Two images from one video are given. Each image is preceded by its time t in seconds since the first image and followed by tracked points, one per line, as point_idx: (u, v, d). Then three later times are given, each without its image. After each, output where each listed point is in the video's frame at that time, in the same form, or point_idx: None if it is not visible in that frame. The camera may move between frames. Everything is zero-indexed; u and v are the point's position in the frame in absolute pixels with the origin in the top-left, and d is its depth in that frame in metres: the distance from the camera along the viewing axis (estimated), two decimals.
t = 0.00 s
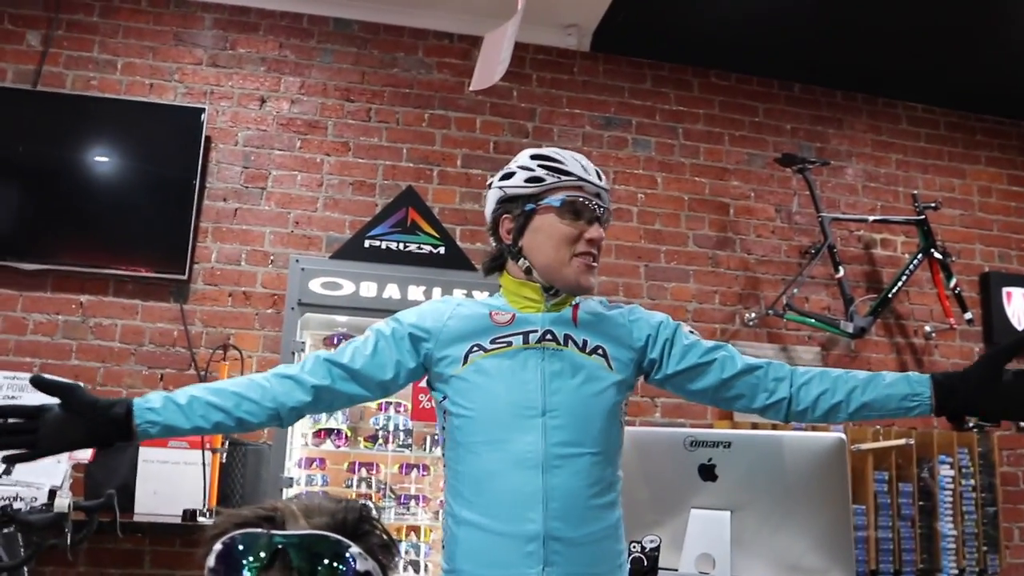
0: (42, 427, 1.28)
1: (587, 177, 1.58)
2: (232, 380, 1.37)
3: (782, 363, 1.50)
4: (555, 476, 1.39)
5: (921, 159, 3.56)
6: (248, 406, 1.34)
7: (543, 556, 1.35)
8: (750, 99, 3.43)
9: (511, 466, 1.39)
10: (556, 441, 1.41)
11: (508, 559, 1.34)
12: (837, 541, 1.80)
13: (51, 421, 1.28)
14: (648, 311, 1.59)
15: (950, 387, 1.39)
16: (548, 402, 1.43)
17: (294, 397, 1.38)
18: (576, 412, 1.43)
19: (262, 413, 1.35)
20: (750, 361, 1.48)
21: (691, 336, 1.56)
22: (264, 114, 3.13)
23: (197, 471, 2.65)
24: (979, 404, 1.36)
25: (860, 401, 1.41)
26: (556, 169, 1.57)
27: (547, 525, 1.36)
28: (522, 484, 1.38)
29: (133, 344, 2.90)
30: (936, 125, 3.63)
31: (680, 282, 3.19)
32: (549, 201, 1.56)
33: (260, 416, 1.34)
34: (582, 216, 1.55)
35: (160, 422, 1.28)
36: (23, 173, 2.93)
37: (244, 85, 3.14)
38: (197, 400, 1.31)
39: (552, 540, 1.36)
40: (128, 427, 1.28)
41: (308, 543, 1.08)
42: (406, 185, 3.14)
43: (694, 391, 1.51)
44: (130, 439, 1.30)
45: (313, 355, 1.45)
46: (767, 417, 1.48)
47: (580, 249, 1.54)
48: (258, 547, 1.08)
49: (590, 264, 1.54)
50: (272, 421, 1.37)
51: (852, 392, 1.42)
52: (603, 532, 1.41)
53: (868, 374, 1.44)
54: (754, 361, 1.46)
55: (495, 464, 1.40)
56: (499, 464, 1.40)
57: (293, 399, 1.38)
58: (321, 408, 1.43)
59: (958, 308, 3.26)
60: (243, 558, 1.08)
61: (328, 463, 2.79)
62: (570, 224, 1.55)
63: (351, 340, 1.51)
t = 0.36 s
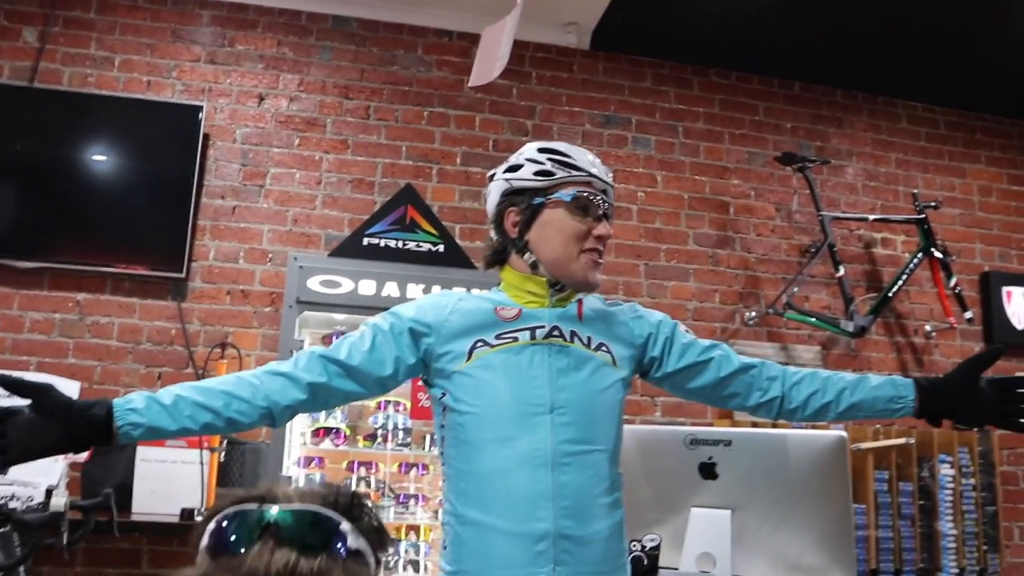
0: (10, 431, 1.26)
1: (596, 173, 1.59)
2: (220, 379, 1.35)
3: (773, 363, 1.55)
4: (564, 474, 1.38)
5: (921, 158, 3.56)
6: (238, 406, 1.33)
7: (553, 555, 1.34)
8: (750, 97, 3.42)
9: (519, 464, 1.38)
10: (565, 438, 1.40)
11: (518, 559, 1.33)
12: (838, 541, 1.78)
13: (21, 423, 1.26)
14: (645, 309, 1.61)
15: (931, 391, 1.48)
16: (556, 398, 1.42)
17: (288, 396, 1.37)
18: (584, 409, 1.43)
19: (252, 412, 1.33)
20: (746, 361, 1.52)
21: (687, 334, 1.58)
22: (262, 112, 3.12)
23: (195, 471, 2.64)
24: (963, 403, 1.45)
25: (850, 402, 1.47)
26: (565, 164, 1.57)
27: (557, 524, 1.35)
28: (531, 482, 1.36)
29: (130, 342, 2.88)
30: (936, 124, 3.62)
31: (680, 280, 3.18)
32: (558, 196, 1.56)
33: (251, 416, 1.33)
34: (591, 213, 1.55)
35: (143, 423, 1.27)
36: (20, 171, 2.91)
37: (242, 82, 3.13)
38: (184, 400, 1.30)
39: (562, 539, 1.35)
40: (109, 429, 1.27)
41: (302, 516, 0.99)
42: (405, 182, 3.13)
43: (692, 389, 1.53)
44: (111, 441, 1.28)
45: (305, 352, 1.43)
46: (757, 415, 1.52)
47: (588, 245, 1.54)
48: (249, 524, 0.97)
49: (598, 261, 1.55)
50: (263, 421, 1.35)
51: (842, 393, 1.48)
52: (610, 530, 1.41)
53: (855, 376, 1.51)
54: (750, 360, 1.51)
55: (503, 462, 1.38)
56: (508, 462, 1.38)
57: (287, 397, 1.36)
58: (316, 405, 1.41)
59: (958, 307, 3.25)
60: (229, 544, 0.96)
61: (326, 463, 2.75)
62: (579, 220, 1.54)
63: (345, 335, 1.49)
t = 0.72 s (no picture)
0: (13, 428, 1.24)
1: (605, 168, 1.58)
2: (225, 374, 1.35)
3: (780, 363, 1.55)
4: (573, 472, 1.38)
5: (926, 157, 3.54)
6: (243, 402, 1.32)
7: (560, 555, 1.34)
8: (755, 95, 3.41)
9: (527, 462, 1.37)
10: (574, 437, 1.40)
11: (525, 558, 1.33)
12: (839, 541, 1.79)
13: (24, 419, 1.25)
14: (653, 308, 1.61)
15: (939, 394, 1.47)
16: (565, 397, 1.42)
17: (294, 392, 1.37)
18: (592, 408, 1.43)
19: (258, 409, 1.33)
20: (753, 360, 1.53)
21: (695, 333, 1.58)
22: (266, 107, 3.12)
23: (196, 466, 2.66)
24: (969, 410, 1.44)
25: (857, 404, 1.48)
26: (575, 159, 1.56)
27: (565, 523, 1.35)
28: (539, 481, 1.36)
29: (133, 337, 2.89)
30: (941, 123, 3.61)
31: (682, 279, 3.18)
32: (567, 190, 1.55)
33: (256, 412, 1.33)
34: (599, 209, 1.55)
35: (148, 420, 1.26)
36: (24, 165, 2.91)
37: (245, 77, 3.12)
38: (189, 396, 1.30)
39: (570, 538, 1.35)
40: (115, 427, 1.27)
41: (303, 488, 0.93)
42: (408, 178, 3.13)
43: (700, 388, 1.53)
44: (116, 437, 1.28)
45: (311, 347, 1.43)
46: (764, 414, 1.53)
47: (596, 241, 1.54)
48: (246, 496, 0.91)
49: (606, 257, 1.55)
50: (269, 417, 1.35)
51: (849, 394, 1.49)
52: (617, 529, 1.40)
53: (863, 377, 1.51)
54: (758, 360, 1.51)
55: (511, 460, 1.38)
56: (516, 460, 1.38)
57: (293, 394, 1.37)
58: (322, 402, 1.41)
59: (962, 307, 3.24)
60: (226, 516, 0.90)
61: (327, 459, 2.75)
62: (588, 216, 1.54)
63: (352, 331, 1.49)
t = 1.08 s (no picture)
0: (34, 429, 1.23)
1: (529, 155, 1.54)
2: (235, 375, 1.35)
3: (792, 362, 1.52)
4: (575, 470, 1.37)
5: (928, 155, 3.54)
6: (253, 401, 1.32)
7: (561, 552, 1.33)
8: (756, 93, 3.41)
9: (529, 460, 1.37)
10: (576, 434, 1.39)
11: (525, 555, 1.32)
12: (843, 540, 1.77)
13: (44, 421, 1.24)
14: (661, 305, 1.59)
15: (955, 397, 1.44)
16: (567, 394, 1.41)
17: (302, 391, 1.37)
18: (595, 405, 1.42)
19: (268, 408, 1.33)
20: (763, 359, 1.50)
21: (704, 331, 1.56)
22: (266, 106, 3.11)
23: (198, 466, 2.66)
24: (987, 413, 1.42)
25: (870, 405, 1.45)
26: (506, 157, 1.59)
27: (567, 520, 1.34)
28: (541, 478, 1.36)
29: (134, 337, 2.88)
30: (942, 121, 3.61)
31: (684, 277, 3.18)
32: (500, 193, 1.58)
33: (266, 411, 1.32)
34: (520, 198, 1.53)
35: (161, 420, 1.26)
36: (24, 166, 2.91)
37: (246, 77, 3.12)
38: (200, 396, 1.29)
39: (572, 535, 1.34)
40: (129, 425, 1.26)
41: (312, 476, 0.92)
42: (409, 177, 3.12)
43: (708, 386, 1.52)
44: (130, 437, 1.28)
45: (319, 347, 1.43)
46: (773, 414, 1.51)
47: (525, 232, 1.52)
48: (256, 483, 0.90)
49: (534, 246, 1.50)
50: (277, 416, 1.35)
51: (861, 395, 1.46)
52: (620, 526, 1.39)
53: (877, 378, 1.48)
54: (767, 359, 1.48)
55: (514, 457, 1.38)
56: (519, 457, 1.37)
57: (301, 392, 1.36)
58: (329, 401, 1.41)
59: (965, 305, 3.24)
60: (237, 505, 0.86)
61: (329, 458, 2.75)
62: (514, 210, 1.54)
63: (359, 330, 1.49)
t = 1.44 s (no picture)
0: (52, 418, 1.28)
1: (511, 157, 1.56)
2: (242, 369, 1.37)
3: (798, 368, 1.50)
4: (564, 469, 1.37)
5: (932, 161, 3.54)
6: (257, 396, 1.34)
7: (548, 550, 1.33)
8: (762, 96, 3.41)
9: (519, 458, 1.37)
10: (567, 434, 1.39)
11: (512, 552, 1.32)
12: (841, 544, 1.78)
13: (61, 410, 1.29)
14: (665, 307, 1.57)
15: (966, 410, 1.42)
16: (559, 394, 1.41)
17: (304, 386, 1.38)
18: (587, 405, 1.41)
19: (271, 402, 1.35)
20: (766, 364, 1.48)
21: (707, 334, 1.54)
22: (271, 99, 3.11)
23: (196, 458, 2.66)
24: (1000, 421, 1.39)
25: (876, 415, 1.42)
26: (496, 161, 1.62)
27: (554, 518, 1.34)
28: (530, 476, 1.36)
29: (135, 327, 2.88)
30: (947, 127, 3.60)
31: (686, 278, 3.17)
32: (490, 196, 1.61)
33: (270, 406, 1.34)
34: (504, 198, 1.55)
35: (169, 411, 1.29)
36: (29, 154, 2.91)
37: (252, 69, 3.12)
38: (207, 389, 1.32)
39: (559, 534, 1.34)
40: (139, 418, 1.30)
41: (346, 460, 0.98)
42: (414, 173, 3.12)
43: (707, 390, 1.49)
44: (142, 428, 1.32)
45: (323, 343, 1.44)
46: (776, 420, 1.48)
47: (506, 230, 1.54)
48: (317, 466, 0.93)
49: (512, 242, 1.51)
50: (280, 410, 1.37)
51: (868, 404, 1.44)
52: (609, 527, 1.39)
53: (886, 388, 1.45)
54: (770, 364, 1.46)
55: (505, 455, 1.38)
56: (509, 455, 1.37)
57: (302, 387, 1.38)
58: (330, 397, 1.42)
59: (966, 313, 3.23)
60: (321, 479, 0.90)
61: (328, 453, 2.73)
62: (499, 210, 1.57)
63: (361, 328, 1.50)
